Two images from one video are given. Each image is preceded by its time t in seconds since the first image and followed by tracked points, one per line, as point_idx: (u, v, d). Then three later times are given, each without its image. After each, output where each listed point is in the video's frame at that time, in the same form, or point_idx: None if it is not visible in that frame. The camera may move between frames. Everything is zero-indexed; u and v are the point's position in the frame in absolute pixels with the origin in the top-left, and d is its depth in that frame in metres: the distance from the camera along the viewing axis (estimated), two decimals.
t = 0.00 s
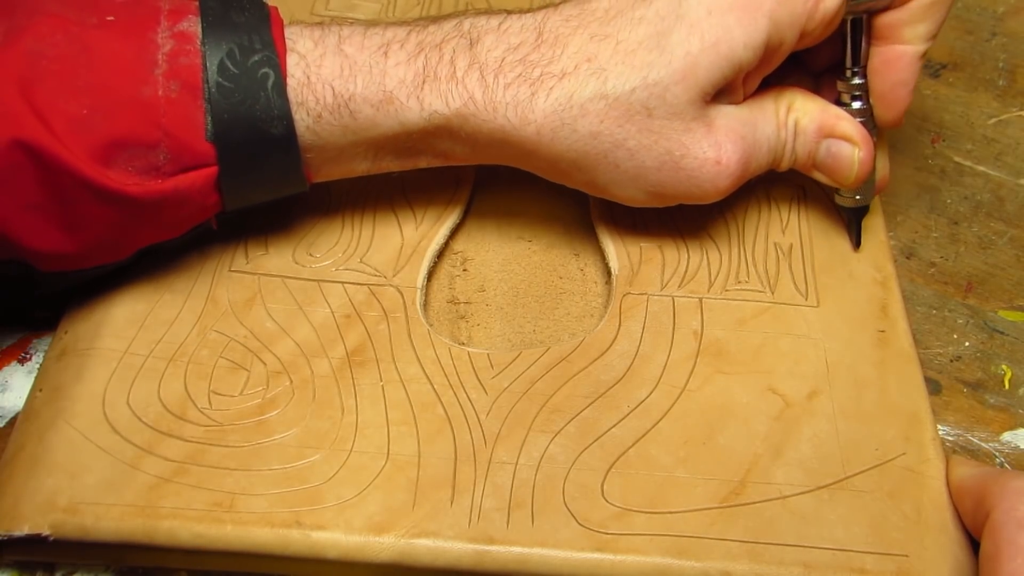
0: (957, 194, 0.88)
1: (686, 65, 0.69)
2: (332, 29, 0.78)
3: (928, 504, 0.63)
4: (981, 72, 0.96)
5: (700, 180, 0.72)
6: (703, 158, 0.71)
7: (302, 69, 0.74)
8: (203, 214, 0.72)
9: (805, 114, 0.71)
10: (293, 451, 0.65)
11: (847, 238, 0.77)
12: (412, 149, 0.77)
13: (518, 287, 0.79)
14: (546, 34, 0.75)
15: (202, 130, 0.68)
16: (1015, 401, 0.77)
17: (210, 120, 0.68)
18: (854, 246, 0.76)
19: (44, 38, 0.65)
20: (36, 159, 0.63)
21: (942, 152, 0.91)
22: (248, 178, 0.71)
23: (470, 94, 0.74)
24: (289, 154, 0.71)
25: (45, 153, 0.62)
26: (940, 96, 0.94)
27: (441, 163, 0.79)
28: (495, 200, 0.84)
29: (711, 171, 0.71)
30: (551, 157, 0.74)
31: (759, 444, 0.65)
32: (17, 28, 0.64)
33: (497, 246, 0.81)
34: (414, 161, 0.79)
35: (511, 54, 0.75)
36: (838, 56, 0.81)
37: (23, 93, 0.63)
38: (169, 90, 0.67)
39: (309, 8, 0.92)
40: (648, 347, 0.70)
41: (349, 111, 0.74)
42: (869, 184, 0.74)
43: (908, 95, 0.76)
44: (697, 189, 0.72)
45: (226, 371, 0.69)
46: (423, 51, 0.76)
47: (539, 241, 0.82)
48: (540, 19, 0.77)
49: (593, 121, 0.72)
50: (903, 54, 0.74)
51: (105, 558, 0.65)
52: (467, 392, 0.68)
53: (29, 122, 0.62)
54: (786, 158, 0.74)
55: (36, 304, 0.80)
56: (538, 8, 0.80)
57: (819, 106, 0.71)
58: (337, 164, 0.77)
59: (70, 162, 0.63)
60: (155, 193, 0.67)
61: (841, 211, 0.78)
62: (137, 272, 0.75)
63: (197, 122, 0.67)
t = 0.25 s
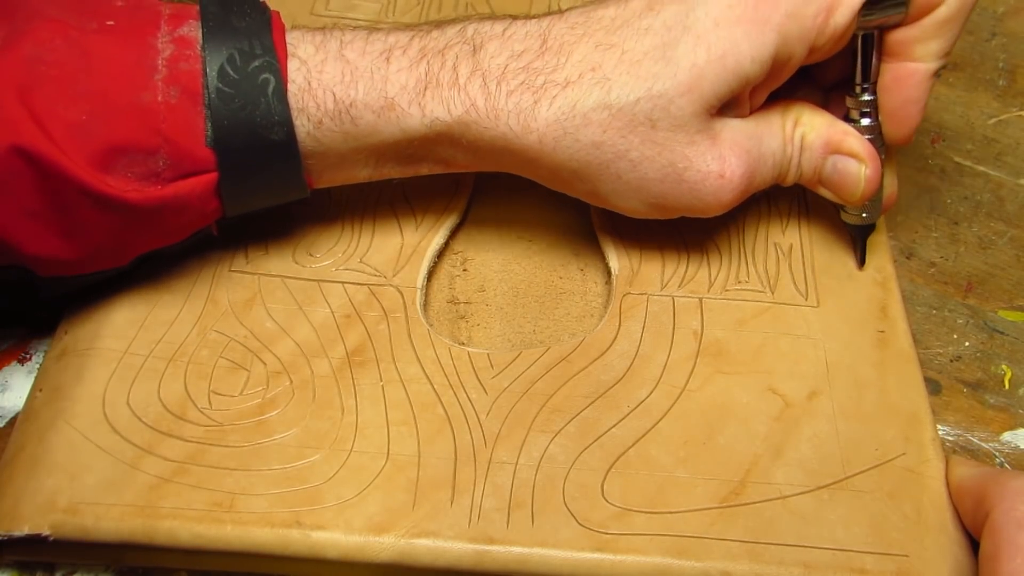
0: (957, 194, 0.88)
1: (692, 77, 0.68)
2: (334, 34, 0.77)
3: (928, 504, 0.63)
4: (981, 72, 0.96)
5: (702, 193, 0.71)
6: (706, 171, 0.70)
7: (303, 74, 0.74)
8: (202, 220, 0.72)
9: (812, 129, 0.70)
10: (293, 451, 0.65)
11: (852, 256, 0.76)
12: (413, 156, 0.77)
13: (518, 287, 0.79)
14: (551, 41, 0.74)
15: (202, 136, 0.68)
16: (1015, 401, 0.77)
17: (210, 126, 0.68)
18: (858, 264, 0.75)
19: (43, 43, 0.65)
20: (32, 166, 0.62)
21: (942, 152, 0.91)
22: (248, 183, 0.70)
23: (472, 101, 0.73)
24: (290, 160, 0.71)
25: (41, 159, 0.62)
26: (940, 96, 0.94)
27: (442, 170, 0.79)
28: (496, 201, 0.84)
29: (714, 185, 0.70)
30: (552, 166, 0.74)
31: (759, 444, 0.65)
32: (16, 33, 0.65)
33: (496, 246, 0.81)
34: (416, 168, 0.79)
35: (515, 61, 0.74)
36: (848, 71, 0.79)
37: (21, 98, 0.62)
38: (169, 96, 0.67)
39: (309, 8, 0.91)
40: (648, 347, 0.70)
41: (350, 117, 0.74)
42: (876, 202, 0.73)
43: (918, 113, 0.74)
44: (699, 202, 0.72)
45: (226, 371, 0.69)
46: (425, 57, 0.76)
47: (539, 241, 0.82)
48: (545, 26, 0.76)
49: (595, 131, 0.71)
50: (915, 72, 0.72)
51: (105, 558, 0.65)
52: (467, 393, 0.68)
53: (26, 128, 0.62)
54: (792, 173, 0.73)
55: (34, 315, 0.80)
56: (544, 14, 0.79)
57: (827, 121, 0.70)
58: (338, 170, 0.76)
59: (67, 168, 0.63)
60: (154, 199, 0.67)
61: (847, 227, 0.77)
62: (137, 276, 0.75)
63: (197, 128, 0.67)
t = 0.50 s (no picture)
0: (957, 194, 0.88)
1: (696, 92, 0.67)
2: (335, 44, 0.77)
3: (928, 504, 0.63)
4: (981, 72, 0.96)
5: (706, 210, 0.70)
6: (710, 188, 0.69)
7: (303, 84, 0.73)
8: (201, 229, 0.72)
9: (819, 146, 0.69)
10: (293, 451, 0.65)
11: (857, 274, 0.75)
12: (414, 168, 0.76)
13: (518, 287, 0.79)
14: (554, 53, 0.73)
15: (201, 145, 0.67)
16: (1015, 401, 0.77)
17: (208, 135, 0.67)
18: (864, 282, 0.74)
19: (41, 51, 0.65)
20: (28, 174, 0.62)
21: (942, 152, 0.90)
22: (247, 190, 0.70)
23: (473, 112, 0.72)
24: (289, 169, 0.71)
25: (38, 168, 0.62)
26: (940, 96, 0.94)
27: (444, 181, 0.78)
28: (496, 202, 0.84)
29: (719, 202, 0.69)
30: (554, 180, 0.73)
31: (759, 444, 0.65)
32: (13, 41, 0.64)
33: (496, 246, 0.81)
34: (416, 179, 0.78)
35: (517, 72, 0.73)
36: (858, 87, 0.77)
37: (17, 106, 0.62)
38: (167, 105, 0.67)
39: (309, 8, 0.91)
40: (648, 347, 0.70)
41: (350, 128, 0.73)
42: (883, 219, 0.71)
43: (928, 131, 0.72)
44: (703, 219, 0.71)
45: (226, 371, 0.69)
46: (426, 68, 0.75)
47: (538, 240, 0.82)
48: (549, 37, 0.75)
49: (598, 144, 0.70)
50: (925, 89, 0.70)
51: (105, 558, 0.65)
52: (467, 393, 0.68)
53: (23, 136, 0.62)
54: (798, 190, 0.72)
55: (27, 328, 0.80)
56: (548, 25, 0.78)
57: (834, 138, 0.69)
58: (338, 180, 0.76)
59: (63, 177, 0.63)
60: (149, 209, 0.67)
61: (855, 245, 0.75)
62: (137, 284, 0.74)
63: (195, 137, 0.67)
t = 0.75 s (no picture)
0: (957, 194, 0.88)
1: (702, 112, 0.66)
2: (335, 57, 0.76)
3: (928, 504, 0.63)
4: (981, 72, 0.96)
5: (710, 234, 0.69)
6: (714, 212, 0.67)
7: (302, 99, 0.72)
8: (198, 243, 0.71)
9: (827, 171, 0.68)
10: (293, 451, 0.65)
11: (865, 300, 0.73)
12: (414, 185, 0.75)
13: (518, 287, 0.79)
14: (558, 71, 0.72)
15: (196, 160, 0.67)
16: (1015, 401, 0.77)
17: (204, 150, 0.67)
18: (873, 309, 0.72)
19: (36, 62, 0.64)
20: (21, 189, 0.62)
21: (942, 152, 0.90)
22: (246, 206, 0.70)
23: (474, 130, 0.71)
24: (287, 185, 0.70)
25: (30, 183, 0.62)
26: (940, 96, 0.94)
27: (444, 199, 0.77)
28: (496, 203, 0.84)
29: (723, 226, 0.68)
30: (555, 200, 0.71)
31: (759, 445, 0.65)
32: (8, 52, 0.64)
33: (497, 246, 0.81)
34: (415, 196, 0.76)
35: (519, 89, 0.72)
36: (867, 109, 0.75)
37: (12, 120, 0.62)
38: (162, 119, 0.66)
39: (309, 8, 0.91)
40: (649, 347, 0.70)
41: (348, 144, 0.72)
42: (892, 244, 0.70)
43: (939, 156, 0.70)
44: (707, 242, 0.69)
45: (226, 371, 0.69)
46: (427, 84, 0.73)
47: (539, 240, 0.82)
48: (552, 54, 0.74)
49: (600, 164, 0.68)
50: (937, 113, 0.68)
51: (105, 558, 0.65)
52: (467, 393, 0.68)
53: (17, 150, 0.61)
54: (806, 215, 0.70)
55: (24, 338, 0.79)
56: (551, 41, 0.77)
57: (842, 162, 0.68)
58: (337, 196, 0.75)
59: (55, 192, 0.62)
60: (142, 224, 0.67)
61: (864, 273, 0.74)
62: (130, 298, 0.74)
63: (190, 152, 0.67)
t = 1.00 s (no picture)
0: (957, 194, 0.88)
1: (707, 130, 0.63)
2: (334, 70, 0.74)
3: (928, 504, 0.63)
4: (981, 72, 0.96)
5: (715, 255, 0.66)
6: (718, 232, 0.65)
7: (300, 113, 0.70)
8: (194, 257, 0.70)
9: (834, 197, 0.66)
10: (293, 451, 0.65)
11: (872, 326, 0.71)
12: (413, 201, 0.74)
13: (518, 287, 0.78)
14: (561, 86, 0.70)
15: (193, 175, 0.66)
16: (1015, 401, 0.77)
17: (200, 164, 0.65)
18: (881, 336, 0.71)
19: (31, 74, 0.63)
20: (16, 204, 0.61)
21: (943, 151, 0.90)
22: (242, 221, 0.68)
23: (473, 144, 0.69)
24: (281, 200, 0.69)
25: (25, 199, 0.60)
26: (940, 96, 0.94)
27: (443, 215, 0.75)
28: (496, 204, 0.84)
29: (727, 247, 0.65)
30: (555, 215, 0.69)
31: (759, 444, 0.65)
32: (5, 65, 0.63)
33: (497, 247, 0.81)
34: (414, 212, 0.75)
35: (521, 104, 0.70)
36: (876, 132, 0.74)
37: (6, 134, 0.61)
38: (159, 132, 0.65)
39: (309, 8, 0.91)
40: (649, 347, 0.70)
41: (347, 159, 0.70)
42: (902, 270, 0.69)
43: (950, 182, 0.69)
44: (712, 264, 0.66)
45: (226, 371, 0.69)
46: (428, 98, 0.72)
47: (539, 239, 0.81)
48: (556, 69, 0.72)
49: (601, 180, 0.66)
50: (948, 138, 0.67)
51: (105, 558, 0.65)
52: (467, 393, 0.68)
53: (12, 165, 0.60)
54: (813, 244, 0.68)
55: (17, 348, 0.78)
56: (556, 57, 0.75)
57: (850, 189, 0.66)
58: (335, 211, 0.73)
59: (51, 208, 0.61)
60: (138, 239, 0.65)
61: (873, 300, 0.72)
62: (125, 311, 0.73)
63: (187, 166, 0.65)
